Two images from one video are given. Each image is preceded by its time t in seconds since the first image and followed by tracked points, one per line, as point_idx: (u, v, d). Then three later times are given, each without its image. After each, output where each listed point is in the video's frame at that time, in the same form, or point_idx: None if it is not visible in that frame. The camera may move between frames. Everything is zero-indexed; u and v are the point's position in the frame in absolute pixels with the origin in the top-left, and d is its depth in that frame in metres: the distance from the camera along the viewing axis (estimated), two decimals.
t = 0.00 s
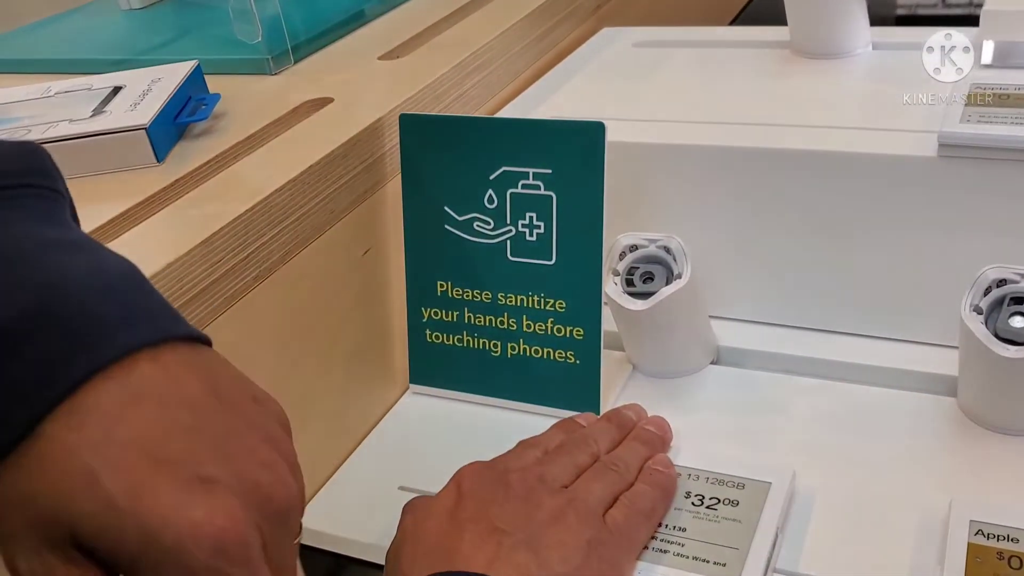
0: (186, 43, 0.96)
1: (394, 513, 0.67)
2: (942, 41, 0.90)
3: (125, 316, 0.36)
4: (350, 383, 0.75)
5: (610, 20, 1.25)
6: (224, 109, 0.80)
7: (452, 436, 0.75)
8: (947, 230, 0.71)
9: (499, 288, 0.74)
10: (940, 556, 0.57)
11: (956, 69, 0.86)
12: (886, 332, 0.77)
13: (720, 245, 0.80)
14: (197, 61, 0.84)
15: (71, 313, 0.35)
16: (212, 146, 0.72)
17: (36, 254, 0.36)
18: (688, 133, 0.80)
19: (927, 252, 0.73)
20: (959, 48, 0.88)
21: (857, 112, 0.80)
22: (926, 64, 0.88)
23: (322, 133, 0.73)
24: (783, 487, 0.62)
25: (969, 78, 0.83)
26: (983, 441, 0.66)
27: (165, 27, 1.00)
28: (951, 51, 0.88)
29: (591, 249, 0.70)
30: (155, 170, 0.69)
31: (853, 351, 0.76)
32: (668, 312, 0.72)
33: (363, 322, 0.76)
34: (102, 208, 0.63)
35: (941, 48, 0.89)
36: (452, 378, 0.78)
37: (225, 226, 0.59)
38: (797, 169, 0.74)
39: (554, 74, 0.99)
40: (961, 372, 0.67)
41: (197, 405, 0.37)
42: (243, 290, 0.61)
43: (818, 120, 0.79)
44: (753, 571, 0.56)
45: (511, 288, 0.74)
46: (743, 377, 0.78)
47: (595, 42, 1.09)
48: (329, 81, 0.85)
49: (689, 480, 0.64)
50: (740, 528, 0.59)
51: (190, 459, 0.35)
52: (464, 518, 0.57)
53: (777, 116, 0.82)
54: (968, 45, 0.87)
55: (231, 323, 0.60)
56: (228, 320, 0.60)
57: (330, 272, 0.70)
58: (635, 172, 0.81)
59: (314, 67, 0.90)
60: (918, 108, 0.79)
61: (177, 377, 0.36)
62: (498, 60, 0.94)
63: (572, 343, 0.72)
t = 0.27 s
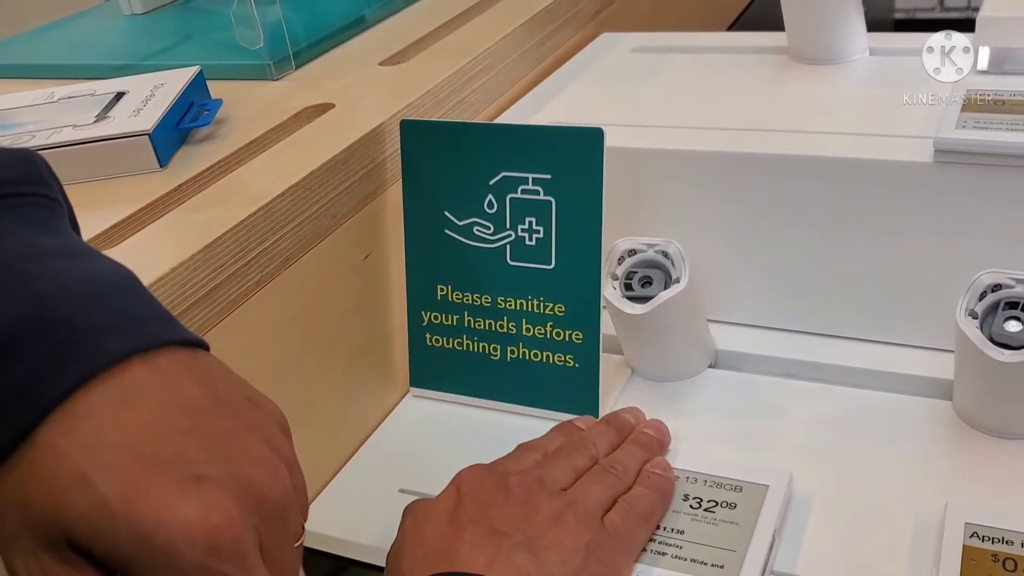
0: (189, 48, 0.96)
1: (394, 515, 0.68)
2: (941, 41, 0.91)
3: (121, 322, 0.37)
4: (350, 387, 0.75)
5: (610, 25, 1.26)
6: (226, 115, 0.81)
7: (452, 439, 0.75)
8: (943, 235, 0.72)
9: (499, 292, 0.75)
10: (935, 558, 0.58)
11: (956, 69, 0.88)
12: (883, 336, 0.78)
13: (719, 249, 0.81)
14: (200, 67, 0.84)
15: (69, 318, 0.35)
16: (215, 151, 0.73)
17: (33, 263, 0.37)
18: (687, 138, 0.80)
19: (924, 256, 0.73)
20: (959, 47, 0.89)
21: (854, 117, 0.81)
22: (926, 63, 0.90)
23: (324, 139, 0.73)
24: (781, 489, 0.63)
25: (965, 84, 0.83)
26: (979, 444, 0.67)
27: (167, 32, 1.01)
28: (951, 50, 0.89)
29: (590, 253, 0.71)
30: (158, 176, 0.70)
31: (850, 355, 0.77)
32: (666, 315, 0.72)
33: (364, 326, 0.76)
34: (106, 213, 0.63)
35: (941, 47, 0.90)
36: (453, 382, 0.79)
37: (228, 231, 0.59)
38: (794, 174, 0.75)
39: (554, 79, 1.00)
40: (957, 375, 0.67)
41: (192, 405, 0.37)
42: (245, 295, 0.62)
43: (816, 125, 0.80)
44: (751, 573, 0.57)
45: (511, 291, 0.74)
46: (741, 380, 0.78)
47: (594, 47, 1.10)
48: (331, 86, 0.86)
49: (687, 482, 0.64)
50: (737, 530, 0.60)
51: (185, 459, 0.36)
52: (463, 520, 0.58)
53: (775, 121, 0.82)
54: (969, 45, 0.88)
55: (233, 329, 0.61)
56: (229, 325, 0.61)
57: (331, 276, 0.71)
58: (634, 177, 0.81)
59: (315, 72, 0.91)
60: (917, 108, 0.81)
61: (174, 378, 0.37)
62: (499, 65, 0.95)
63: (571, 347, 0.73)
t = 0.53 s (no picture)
0: (188, 53, 0.97)
1: (393, 516, 0.69)
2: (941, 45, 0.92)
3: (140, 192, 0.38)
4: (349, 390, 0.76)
5: (608, 29, 1.27)
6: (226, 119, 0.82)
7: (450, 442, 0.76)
8: (935, 239, 0.73)
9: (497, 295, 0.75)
10: (927, 558, 0.59)
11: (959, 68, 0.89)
12: (877, 339, 0.79)
13: (714, 253, 0.82)
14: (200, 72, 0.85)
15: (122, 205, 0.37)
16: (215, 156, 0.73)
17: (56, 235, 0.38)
18: (683, 143, 0.81)
19: (917, 260, 0.74)
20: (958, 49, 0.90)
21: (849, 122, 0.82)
22: (927, 65, 0.91)
23: (323, 143, 0.74)
24: (774, 490, 0.63)
25: (958, 90, 0.84)
26: (971, 446, 0.67)
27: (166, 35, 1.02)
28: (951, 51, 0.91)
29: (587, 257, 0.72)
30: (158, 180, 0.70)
31: (844, 358, 0.78)
32: (662, 318, 0.73)
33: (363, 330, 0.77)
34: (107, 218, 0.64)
35: (940, 49, 0.92)
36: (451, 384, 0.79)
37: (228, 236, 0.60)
38: (789, 179, 0.76)
39: (552, 84, 1.01)
40: (949, 378, 0.68)
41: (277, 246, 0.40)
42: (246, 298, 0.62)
43: (810, 130, 0.81)
44: (744, 573, 0.57)
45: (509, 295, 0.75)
46: (737, 382, 0.79)
47: (592, 52, 1.11)
48: (330, 91, 0.87)
49: (682, 483, 0.65)
50: (732, 531, 0.60)
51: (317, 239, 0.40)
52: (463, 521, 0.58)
53: (771, 126, 0.83)
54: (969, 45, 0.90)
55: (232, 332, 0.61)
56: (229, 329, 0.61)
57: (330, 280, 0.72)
58: (631, 181, 0.82)
59: (314, 77, 0.92)
60: (918, 108, 0.83)
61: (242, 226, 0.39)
62: (496, 70, 0.96)
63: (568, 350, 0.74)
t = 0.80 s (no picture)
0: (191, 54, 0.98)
1: (394, 513, 0.69)
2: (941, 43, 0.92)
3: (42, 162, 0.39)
4: (351, 389, 0.76)
5: (607, 31, 1.27)
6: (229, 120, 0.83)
7: (452, 439, 0.77)
8: (931, 239, 0.74)
9: (497, 294, 0.76)
10: (923, 553, 0.60)
11: (959, 69, 0.89)
12: (873, 338, 0.79)
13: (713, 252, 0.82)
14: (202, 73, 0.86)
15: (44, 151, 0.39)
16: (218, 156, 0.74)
17: None
18: (681, 144, 0.82)
19: (913, 259, 0.75)
20: (959, 48, 0.90)
21: (846, 123, 0.83)
22: (928, 63, 0.92)
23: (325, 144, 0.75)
24: (772, 486, 0.64)
25: (953, 91, 0.85)
26: (966, 444, 0.68)
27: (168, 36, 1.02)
28: (952, 51, 0.91)
29: (586, 256, 0.72)
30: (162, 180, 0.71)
31: (841, 356, 0.78)
32: (662, 317, 0.74)
33: (365, 328, 0.78)
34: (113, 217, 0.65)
35: (941, 48, 0.92)
36: (452, 383, 0.80)
37: (232, 235, 0.61)
38: (786, 178, 0.77)
39: (551, 85, 1.01)
40: (945, 376, 0.69)
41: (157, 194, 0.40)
42: (250, 297, 0.63)
43: (808, 131, 0.82)
44: (743, 568, 0.58)
45: (509, 293, 0.76)
46: (735, 381, 0.80)
47: (590, 53, 1.12)
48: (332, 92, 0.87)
49: (681, 480, 0.66)
50: (730, 527, 0.61)
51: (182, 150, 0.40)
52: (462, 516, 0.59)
53: (769, 126, 0.84)
54: (969, 44, 0.89)
55: (235, 331, 0.62)
56: (234, 326, 0.62)
57: (333, 279, 0.72)
58: (630, 181, 0.83)
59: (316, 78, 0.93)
60: (918, 108, 0.84)
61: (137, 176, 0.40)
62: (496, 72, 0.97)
63: (568, 348, 0.74)
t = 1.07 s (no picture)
0: (192, 56, 0.98)
1: (396, 512, 0.70)
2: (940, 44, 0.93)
3: None
4: (353, 389, 0.77)
5: (606, 33, 1.28)
6: (230, 121, 0.83)
7: (453, 439, 0.77)
8: (929, 240, 0.74)
9: (498, 294, 0.76)
10: (920, 552, 0.60)
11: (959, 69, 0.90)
12: (871, 338, 0.80)
13: (712, 253, 0.83)
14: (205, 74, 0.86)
15: None
16: (219, 157, 0.74)
17: None
18: (680, 145, 0.82)
19: (911, 260, 0.75)
20: (959, 47, 0.90)
21: (844, 125, 0.83)
22: (927, 63, 0.93)
23: (326, 145, 0.75)
24: (771, 485, 0.65)
25: (951, 93, 0.86)
26: (964, 443, 0.69)
27: (169, 38, 1.02)
28: (952, 50, 0.91)
29: (586, 256, 0.73)
30: (164, 181, 0.71)
31: (840, 356, 0.79)
32: (661, 317, 0.74)
33: (367, 328, 0.78)
34: (116, 219, 0.65)
35: (941, 48, 0.93)
36: (452, 382, 0.80)
37: (234, 235, 0.61)
38: (785, 180, 0.77)
39: (551, 87, 1.02)
40: (942, 376, 0.69)
41: None
42: (252, 297, 0.63)
43: (806, 132, 0.82)
44: (742, 566, 0.58)
45: (509, 294, 0.76)
46: (734, 381, 0.80)
47: (590, 55, 1.12)
48: (332, 94, 0.88)
49: (681, 479, 0.66)
50: (730, 525, 0.62)
51: None
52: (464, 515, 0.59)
53: (767, 128, 0.84)
54: (968, 44, 0.89)
55: (238, 331, 0.63)
56: (236, 326, 0.62)
57: (336, 280, 0.73)
58: (630, 182, 0.83)
59: (316, 79, 0.93)
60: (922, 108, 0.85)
61: None
62: (497, 73, 0.97)
63: (568, 348, 0.75)
